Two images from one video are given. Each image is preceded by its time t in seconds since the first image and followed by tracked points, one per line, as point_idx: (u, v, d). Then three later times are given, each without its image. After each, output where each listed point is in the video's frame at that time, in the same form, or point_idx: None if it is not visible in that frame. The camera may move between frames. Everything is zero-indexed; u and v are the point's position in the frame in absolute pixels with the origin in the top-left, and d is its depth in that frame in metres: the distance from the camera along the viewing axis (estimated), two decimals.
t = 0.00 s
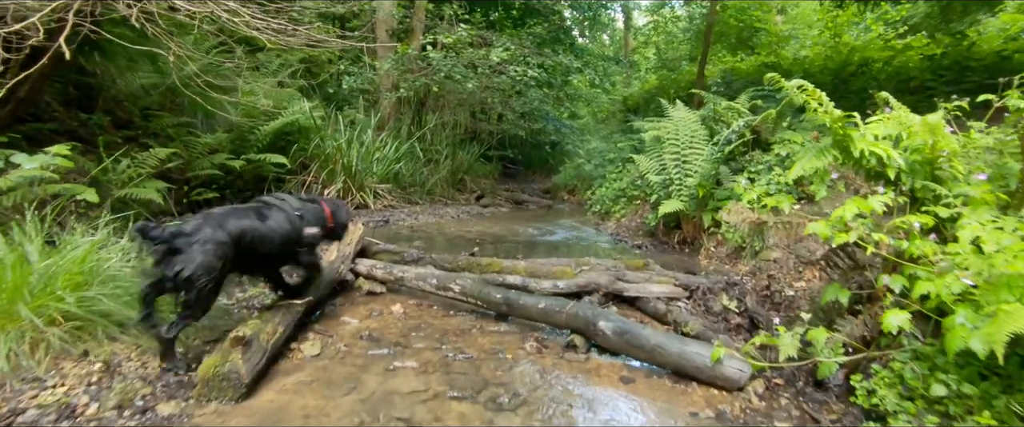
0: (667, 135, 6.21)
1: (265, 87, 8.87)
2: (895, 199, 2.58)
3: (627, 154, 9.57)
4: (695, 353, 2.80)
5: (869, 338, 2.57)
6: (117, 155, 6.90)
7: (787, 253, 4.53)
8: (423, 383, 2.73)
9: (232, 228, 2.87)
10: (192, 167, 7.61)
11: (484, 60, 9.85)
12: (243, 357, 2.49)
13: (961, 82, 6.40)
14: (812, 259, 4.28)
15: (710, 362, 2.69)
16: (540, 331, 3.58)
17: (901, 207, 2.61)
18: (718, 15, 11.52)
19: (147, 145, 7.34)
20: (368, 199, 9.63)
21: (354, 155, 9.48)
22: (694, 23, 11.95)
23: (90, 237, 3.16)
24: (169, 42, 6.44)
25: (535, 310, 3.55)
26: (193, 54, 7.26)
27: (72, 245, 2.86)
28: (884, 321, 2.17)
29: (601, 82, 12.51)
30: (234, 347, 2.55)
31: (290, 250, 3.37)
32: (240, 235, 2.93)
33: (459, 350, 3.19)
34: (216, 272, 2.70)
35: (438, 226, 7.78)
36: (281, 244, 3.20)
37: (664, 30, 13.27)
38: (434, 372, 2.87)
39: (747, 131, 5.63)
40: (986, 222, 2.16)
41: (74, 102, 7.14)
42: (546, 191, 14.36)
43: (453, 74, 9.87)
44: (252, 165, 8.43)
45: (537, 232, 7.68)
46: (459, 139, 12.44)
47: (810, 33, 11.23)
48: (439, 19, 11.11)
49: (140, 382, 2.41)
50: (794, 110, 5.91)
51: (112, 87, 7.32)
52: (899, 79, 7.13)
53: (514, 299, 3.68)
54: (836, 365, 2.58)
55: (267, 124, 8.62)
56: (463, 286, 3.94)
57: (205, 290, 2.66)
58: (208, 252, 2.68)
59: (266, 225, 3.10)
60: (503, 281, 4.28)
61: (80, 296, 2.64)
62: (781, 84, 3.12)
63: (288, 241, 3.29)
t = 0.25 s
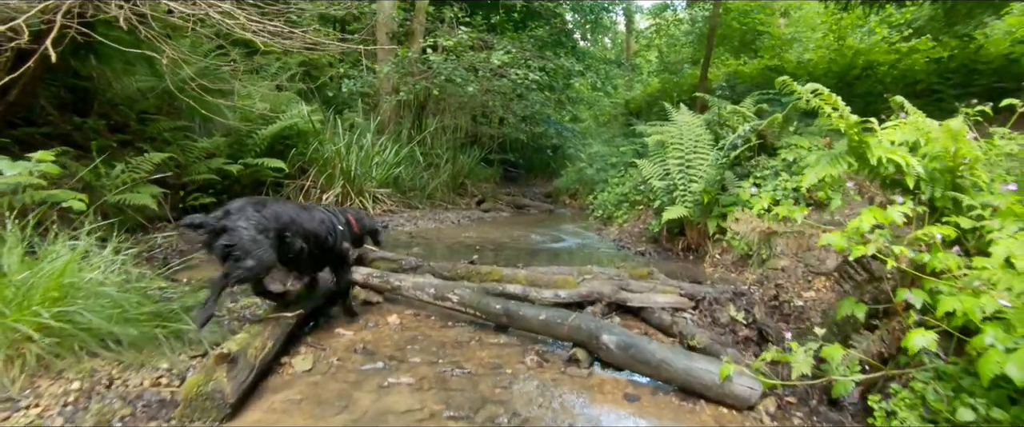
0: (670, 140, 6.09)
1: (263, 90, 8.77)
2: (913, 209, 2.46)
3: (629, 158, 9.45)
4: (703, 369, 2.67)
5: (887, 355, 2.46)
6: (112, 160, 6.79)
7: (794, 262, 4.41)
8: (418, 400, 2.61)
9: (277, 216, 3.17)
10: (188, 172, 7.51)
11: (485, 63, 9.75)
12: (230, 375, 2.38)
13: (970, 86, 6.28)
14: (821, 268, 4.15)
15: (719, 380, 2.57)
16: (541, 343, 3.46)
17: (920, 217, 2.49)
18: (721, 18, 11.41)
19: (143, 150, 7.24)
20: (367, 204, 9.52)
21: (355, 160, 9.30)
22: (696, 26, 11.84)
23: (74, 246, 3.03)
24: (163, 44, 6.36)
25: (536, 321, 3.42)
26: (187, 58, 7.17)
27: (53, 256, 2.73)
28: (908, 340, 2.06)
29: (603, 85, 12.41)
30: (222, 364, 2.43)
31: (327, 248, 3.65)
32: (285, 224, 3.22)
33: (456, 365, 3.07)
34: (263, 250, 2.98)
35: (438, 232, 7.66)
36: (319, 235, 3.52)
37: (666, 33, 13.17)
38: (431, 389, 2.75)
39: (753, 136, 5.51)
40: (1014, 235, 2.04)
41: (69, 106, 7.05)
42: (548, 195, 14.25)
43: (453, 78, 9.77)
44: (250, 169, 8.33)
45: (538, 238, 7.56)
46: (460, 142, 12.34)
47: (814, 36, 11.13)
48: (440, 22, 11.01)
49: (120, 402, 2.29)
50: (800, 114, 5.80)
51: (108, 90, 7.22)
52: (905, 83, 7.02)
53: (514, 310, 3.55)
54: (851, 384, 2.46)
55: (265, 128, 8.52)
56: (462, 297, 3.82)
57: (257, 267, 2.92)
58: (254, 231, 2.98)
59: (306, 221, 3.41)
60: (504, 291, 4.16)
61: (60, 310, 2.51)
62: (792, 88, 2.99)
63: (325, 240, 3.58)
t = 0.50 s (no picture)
0: (674, 143, 5.97)
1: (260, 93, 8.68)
2: (932, 218, 2.35)
3: (631, 162, 9.34)
4: (711, 384, 2.56)
5: (905, 370, 2.34)
6: (106, 163, 6.69)
7: (802, 269, 4.28)
8: (412, 417, 2.49)
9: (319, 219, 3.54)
10: (184, 175, 7.41)
11: (485, 66, 9.65)
12: (214, 392, 2.26)
13: (978, 89, 6.17)
14: (830, 275, 4.03)
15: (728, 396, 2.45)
16: (542, 354, 3.34)
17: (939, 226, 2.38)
18: (723, 20, 11.32)
19: (138, 153, 7.14)
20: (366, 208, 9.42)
21: (354, 163, 9.16)
22: (698, 28, 11.74)
23: (54, 254, 2.91)
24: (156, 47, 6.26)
25: (536, 332, 3.31)
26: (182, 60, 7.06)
27: (30, 265, 2.60)
28: (932, 358, 1.94)
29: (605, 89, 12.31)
30: (206, 379, 2.31)
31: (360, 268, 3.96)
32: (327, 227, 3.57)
33: (453, 378, 2.96)
34: (311, 245, 3.33)
35: (437, 237, 7.56)
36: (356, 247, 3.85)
37: (668, 36, 13.07)
38: (425, 404, 2.63)
39: (758, 139, 5.40)
40: None
41: (62, 109, 6.96)
42: (549, 199, 14.14)
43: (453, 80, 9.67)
44: (247, 173, 8.23)
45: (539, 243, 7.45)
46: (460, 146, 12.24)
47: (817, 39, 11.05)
48: (440, 25, 10.92)
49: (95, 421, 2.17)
50: (806, 118, 5.68)
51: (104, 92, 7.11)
52: (911, 86, 6.90)
53: (513, 320, 3.44)
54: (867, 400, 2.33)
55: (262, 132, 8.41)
56: (460, 305, 3.70)
57: (307, 260, 3.28)
58: (300, 229, 3.35)
59: (346, 233, 3.76)
60: (503, 299, 4.04)
61: (36, 323, 2.38)
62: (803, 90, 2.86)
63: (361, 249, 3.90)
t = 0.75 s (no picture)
0: (677, 145, 5.86)
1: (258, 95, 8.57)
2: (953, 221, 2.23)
3: (633, 164, 9.23)
4: (719, 396, 2.46)
5: (924, 381, 2.23)
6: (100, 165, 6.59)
7: (810, 274, 4.16)
8: None
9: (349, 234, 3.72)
10: (180, 178, 7.30)
11: (485, 68, 9.56)
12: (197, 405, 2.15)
13: (986, 90, 6.05)
14: (839, 280, 3.91)
15: (738, 409, 2.34)
16: (542, 363, 3.22)
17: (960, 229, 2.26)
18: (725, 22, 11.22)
19: (133, 155, 7.04)
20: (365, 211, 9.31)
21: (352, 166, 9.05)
22: (701, 31, 11.65)
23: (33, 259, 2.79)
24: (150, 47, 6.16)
25: (536, 340, 3.19)
26: (177, 61, 6.97)
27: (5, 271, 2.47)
28: (961, 371, 1.82)
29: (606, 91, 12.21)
30: (187, 392, 2.20)
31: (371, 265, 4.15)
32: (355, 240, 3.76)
33: (449, 387, 2.84)
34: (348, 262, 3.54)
35: (436, 240, 7.44)
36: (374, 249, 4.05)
37: (669, 39, 12.99)
38: (419, 415, 2.51)
39: (763, 141, 5.29)
40: None
41: (56, 111, 6.86)
42: (550, 202, 14.02)
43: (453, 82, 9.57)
44: (244, 176, 8.13)
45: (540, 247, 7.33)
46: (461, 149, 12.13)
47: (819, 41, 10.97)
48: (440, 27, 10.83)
49: None
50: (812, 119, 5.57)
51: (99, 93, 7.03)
52: (916, 88, 6.79)
53: (512, 327, 3.32)
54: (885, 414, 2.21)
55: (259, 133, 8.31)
56: (457, 311, 3.59)
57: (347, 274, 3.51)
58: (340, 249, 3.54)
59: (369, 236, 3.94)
60: (502, 304, 3.93)
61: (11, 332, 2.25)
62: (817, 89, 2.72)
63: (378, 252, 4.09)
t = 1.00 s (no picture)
0: (680, 146, 5.74)
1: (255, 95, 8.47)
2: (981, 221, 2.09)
3: (634, 167, 9.12)
4: (727, 406, 2.34)
5: (945, 391, 2.11)
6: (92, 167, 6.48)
7: (818, 278, 4.04)
8: None
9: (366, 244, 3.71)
10: (174, 179, 7.19)
11: (485, 69, 9.45)
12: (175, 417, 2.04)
13: (995, 91, 5.93)
14: (848, 284, 3.79)
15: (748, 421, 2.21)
16: (541, 370, 3.10)
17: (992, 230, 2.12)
18: (728, 24, 11.12)
19: (127, 157, 6.92)
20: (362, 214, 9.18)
21: (350, 168, 8.94)
22: (702, 33, 11.56)
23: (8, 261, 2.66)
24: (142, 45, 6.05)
25: (535, 346, 3.07)
26: (171, 61, 6.85)
27: None
28: (998, 384, 1.72)
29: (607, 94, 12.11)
30: (165, 402, 2.09)
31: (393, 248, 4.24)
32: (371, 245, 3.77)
33: (445, 396, 2.72)
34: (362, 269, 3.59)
35: (434, 244, 7.32)
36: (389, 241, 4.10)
37: (671, 41, 12.89)
38: None
39: (768, 141, 5.18)
40: None
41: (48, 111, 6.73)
42: (550, 205, 13.91)
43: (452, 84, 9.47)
44: (240, 178, 8.01)
45: (540, 250, 7.21)
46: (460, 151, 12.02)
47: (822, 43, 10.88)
48: (440, 28, 10.74)
49: None
50: (817, 119, 5.46)
51: (95, 94, 6.89)
52: (922, 89, 6.68)
53: (511, 333, 3.20)
54: None
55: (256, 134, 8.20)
56: (454, 316, 3.47)
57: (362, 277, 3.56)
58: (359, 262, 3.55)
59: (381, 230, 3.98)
60: (501, 309, 3.81)
61: None
62: (837, 86, 2.58)
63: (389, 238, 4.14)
